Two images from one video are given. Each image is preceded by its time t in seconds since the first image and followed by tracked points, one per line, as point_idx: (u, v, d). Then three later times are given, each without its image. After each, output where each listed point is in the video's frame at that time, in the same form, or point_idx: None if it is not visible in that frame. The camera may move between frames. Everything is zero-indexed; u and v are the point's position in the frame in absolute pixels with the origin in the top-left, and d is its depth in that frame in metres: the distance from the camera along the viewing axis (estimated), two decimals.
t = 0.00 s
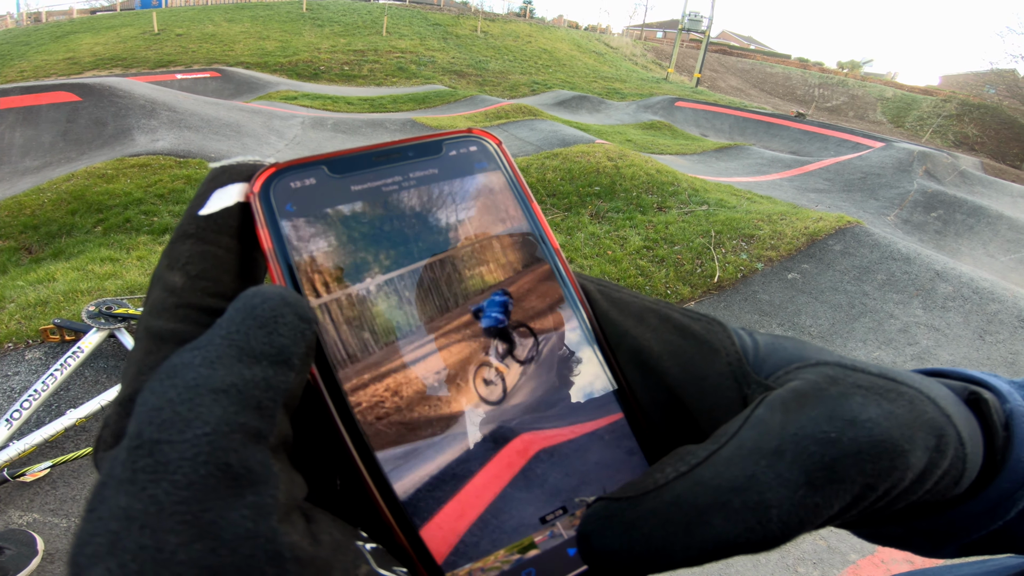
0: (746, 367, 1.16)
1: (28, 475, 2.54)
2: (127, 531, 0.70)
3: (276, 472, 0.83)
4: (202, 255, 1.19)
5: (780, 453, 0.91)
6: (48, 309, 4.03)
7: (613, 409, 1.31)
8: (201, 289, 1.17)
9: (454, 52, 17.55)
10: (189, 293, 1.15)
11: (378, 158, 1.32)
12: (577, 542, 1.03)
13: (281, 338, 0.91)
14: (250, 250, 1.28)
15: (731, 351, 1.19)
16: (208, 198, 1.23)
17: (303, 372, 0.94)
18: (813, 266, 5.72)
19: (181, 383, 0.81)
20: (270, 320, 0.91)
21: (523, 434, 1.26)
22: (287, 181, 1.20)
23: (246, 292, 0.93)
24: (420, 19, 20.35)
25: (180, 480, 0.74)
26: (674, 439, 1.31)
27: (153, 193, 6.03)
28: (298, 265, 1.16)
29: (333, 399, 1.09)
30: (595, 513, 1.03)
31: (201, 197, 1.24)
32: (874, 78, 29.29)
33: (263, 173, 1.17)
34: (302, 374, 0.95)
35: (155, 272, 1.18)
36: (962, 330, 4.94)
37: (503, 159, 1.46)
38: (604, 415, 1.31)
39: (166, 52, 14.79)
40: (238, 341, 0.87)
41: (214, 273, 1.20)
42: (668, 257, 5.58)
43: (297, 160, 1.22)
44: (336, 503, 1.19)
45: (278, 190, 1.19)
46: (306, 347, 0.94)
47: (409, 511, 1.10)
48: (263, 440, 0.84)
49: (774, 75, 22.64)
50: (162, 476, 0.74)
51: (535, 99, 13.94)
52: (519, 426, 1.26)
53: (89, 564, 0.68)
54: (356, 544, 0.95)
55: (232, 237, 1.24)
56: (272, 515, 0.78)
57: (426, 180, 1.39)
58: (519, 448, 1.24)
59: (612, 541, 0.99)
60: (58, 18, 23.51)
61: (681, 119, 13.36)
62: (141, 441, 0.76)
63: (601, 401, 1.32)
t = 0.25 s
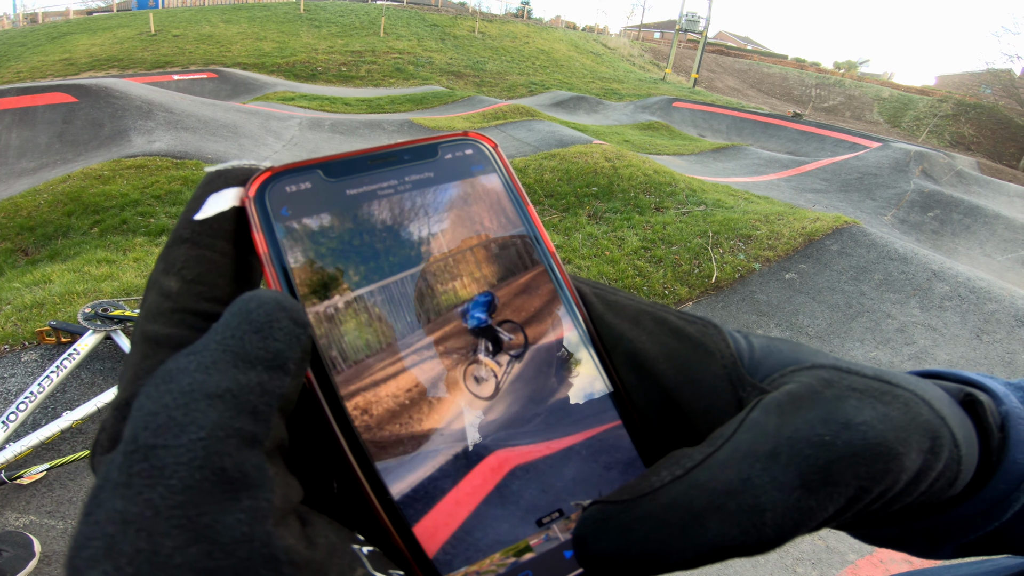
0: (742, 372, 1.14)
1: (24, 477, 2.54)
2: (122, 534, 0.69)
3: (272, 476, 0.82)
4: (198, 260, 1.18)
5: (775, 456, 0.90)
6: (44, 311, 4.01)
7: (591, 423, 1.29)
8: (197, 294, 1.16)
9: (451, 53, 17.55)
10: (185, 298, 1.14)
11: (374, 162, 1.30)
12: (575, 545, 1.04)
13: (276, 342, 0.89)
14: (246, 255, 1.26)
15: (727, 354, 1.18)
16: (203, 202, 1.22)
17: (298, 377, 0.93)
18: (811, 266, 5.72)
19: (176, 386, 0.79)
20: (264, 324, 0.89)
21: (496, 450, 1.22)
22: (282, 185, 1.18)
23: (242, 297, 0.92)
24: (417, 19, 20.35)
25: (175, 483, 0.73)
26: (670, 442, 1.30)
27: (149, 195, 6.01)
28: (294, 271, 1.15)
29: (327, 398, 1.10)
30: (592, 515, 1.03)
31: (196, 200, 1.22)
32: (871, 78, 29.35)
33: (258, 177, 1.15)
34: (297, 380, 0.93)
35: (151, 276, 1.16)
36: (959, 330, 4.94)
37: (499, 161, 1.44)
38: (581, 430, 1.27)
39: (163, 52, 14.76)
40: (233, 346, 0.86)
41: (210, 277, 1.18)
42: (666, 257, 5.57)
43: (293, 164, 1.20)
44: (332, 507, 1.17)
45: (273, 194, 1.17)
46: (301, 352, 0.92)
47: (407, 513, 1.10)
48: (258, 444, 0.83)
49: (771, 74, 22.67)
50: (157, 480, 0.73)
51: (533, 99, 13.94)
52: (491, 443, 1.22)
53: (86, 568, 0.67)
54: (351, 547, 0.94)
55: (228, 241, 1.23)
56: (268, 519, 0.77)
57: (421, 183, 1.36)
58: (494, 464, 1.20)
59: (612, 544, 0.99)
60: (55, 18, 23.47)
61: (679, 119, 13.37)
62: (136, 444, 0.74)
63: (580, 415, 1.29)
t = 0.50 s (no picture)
0: (741, 369, 1.14)
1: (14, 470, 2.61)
2: (134, 531, 0.69)
3: (279, 473, 0.82)
4: (204, 260, 1.17)
5: (774, 454, 0.90)
6: (42, 312, 4.00)
7: (581, 429, 1.27)
8: (203, 294, 1.15)
9: (449, 53, 17.56)
10: (191, 299, 1.13)
11: (376, 164, 1.30)
12: (577, 543, 1.05)
13: (282, 342, 0.89)
14: (251, 256, 1.25)
15: (726, 355, 1.17)
16: (208, 203, 1.21)
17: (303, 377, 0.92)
18: (809, 265, 5.72)
19: (185, 385, 0.79)
20: (270, 325, 0.88)
21: (487, 457, 1.20)
22: (286, 187, 1.18)
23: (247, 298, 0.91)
24: (416, 20, 20.35)
25: (185, 481, 0.73)
26: (670, 441, 1.29)
27: (148, 196, 6.00)
28: (298, 273, 1.14)
29: (332, 397, 1.09)
30: (596, 512, 1.04)
31: (201, 202, 1.22)
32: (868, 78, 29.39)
33: (263, 179, 1.15)
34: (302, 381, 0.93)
35: (158, 277, 1.16)
36: (958, 329, 4.95)
37: (500, 163, 1.44)
38: (572, 436, 1.26)
39: (160, 53, 14.75)
40: (240, 346, 0.85)
41: (216, 278, 1.17)
42: (665, 257, 5.58)
43: (296, 166, 1.19)
44: (338, 505, 1.16)
45: (277, 196, 1.17)
46: (306, 353, 0.92)
47: (409, 511, 1.10)
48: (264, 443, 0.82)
49: (769, 74, 22.71)
50: (167, 477, 0.72)
51: (531, 100, 13.95)
52: (482, 450, 1.20)
53: (97, 565, 0.67)
54: (357, 544, 0.94)
55: (233, 242, 1.22)
56: (275, 516, 0.77)
57: (422, 185, 1.35)
58: (483, 472, 1.18)
59: (616, 541, 0.99)
60: (51, 19, 23.42)
61: (677, 119, 13.38)
62: (145, 443, 0.74)
63: (572, 421, 1.27)
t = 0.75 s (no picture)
0: (744, 365, 1.14)
1: None
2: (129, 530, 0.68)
3: (277, 470, 0.82)
4: (201, 257, 1.17)
5: (778, 450, 0.89)
6: (41, 312, 3.99)
7: (574, 433, 1.26)
8: (199, 291, 1.14)
9: (449, 53, 17.55)
10: (188, 295, 1.13)
11: (374, 159, 1.30)
12: (578, 542, 1.04)
13: (281, 338, 0.88)
14: (247, 252, 1.25)
15: (729, 350, 1.16)
16: (203, 199, 1.21)
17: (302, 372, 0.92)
18: (808, 264, 5.73)
19: (180, 382, 0.79)
20: (268, 320, 0.88)
21: (477, 463, 1.18)
22: (284, 183, 1.18)
23: (244, 293, 0.91)
24: (415, 19, 20.35)
25: (180, 478, 0.72)
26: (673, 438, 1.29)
27: (146, 195, 5.99)
28: (297, 268, 1.14)
29: (331, 396, 1.09)
30: (598, 511, 1.03)
31: (197, 198, 1.22)
32: (868, 78, 29.30)
33: (259, 174, 1.15)
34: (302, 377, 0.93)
35: (153, 274, 1.15)
36: (956, 328, 4.96)
37: (498, 159, 1.43)
38: (564, 440, 1.24)
39: (159, 53, 14.73)
40: (237, 342, 0.85)
41: (213, 275, 1.17)
42: (664, 256, 5.58)
43: (294, 162, 1.19)
44: (337, 504, 1.16)
45: (275, 192, 1.17)
46: (305, 349, 0.92)
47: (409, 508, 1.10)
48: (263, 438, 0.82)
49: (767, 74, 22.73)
50: (163, 475, 0.72)
51: (531, 99, 13.95)
52: (472, 455, 1.19)
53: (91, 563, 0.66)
54: (357, 542, 0.94)
55: (229, 238, 1.22)
56: (273, 514, 0.77)
57: (420, 180, 1.35)
58: (474, 477, 1.17)
59: (616, 539, 0.99)
60: (50, 19, 23.48)
61: (676, 119, 13.40)
62: (141, 441, 0.73)
63: (564, 425, 1.26)
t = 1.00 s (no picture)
0: (746, 361, 1.13)
1: None
2: (118, 531, 0.68)
3: (269, 471, 0.81)
4: (195, 255, 1.16)
5: (779, 450, 0.89)
6: (39, 312, 3.98)
7: (563, 440, 1.24)
8: (193, 289, 1.14)
9: (448, 53, 17.54)
10: (181, 294, 1.12)
11: (370, 156, 1.30)
12: (578, 542, 1.04)
13: (274, 336, 0.88)
14: (241, 251, 1.25)
15: (729, 348, 1.16)
16: (197, 197, 1.21)
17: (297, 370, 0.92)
18: (807, 264, 5.73)
19: (171, 380, 0.79)
20: (261, 318, 0.88)
21: (464, 472, 1.16)
22: (278, 180, 1.18)
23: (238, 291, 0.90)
24: (414, 19, 20.35)
25: (170, 479, 0.72)
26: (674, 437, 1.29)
27: (145, 195, 5.98)
28: (291, 265, 1.14)
29: (327, 395, 1.09)
30: (595, 511, 1.03)
31: (192, 197, 1.22)
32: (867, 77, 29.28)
33: (254, 171, 1.15)
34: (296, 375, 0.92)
35: (145, 273, 1.14)
36: (955, 327, 4.96)
37: (496, 155, 1.43)
38: (553, 447, 1.23)
39: (158, 53, 14.71)
40: (229, 340, 0.85)
41: (207, 274, 1.17)
42: (663, 256, 5.57)
43: (288, 159, 1.20)
44: (333, 504, 1.16)
45: (269, 189, 1.17)
46: (298, 347, 0.91)
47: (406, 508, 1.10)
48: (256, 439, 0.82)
49: (767, 74, 22.75)
50: (152, 475, 0.72)
51: (530, 99, 13.95)
52: (458, 464, 1.17)
53: (81, 565, 0.66)
54: (352, 544, 0.93)
55: (223, 236, 1.22)
56: (265, 515, 0.76)
57: (417, 177, 1.35)
58: (461, 487, 1.15)
59: (613, 539, 1.00)
60: (48, 19, 23.46)
61: (676, 119, 13.41)
62: (131, 440, 0.74)
63: (554, 432, 1.25)
